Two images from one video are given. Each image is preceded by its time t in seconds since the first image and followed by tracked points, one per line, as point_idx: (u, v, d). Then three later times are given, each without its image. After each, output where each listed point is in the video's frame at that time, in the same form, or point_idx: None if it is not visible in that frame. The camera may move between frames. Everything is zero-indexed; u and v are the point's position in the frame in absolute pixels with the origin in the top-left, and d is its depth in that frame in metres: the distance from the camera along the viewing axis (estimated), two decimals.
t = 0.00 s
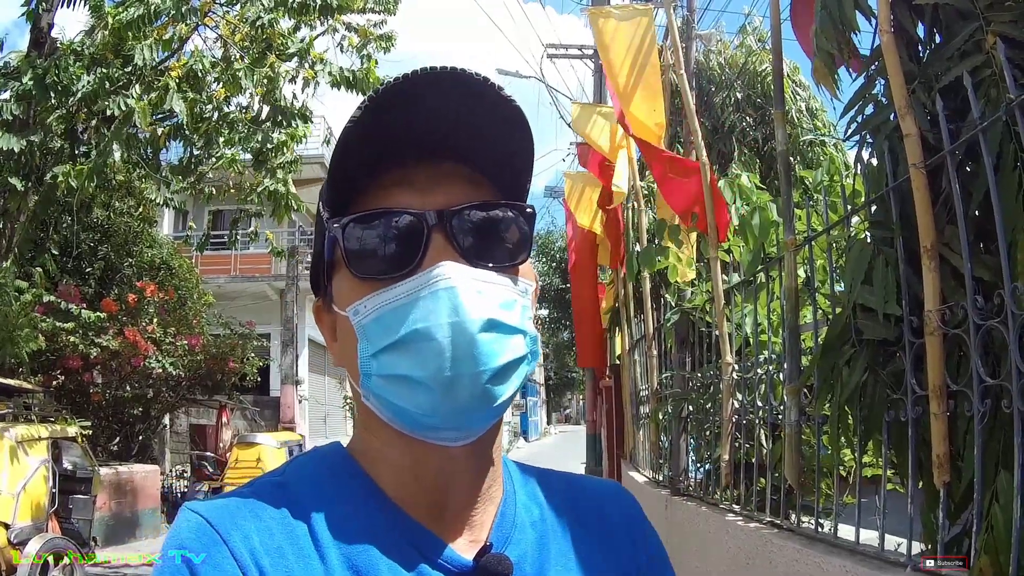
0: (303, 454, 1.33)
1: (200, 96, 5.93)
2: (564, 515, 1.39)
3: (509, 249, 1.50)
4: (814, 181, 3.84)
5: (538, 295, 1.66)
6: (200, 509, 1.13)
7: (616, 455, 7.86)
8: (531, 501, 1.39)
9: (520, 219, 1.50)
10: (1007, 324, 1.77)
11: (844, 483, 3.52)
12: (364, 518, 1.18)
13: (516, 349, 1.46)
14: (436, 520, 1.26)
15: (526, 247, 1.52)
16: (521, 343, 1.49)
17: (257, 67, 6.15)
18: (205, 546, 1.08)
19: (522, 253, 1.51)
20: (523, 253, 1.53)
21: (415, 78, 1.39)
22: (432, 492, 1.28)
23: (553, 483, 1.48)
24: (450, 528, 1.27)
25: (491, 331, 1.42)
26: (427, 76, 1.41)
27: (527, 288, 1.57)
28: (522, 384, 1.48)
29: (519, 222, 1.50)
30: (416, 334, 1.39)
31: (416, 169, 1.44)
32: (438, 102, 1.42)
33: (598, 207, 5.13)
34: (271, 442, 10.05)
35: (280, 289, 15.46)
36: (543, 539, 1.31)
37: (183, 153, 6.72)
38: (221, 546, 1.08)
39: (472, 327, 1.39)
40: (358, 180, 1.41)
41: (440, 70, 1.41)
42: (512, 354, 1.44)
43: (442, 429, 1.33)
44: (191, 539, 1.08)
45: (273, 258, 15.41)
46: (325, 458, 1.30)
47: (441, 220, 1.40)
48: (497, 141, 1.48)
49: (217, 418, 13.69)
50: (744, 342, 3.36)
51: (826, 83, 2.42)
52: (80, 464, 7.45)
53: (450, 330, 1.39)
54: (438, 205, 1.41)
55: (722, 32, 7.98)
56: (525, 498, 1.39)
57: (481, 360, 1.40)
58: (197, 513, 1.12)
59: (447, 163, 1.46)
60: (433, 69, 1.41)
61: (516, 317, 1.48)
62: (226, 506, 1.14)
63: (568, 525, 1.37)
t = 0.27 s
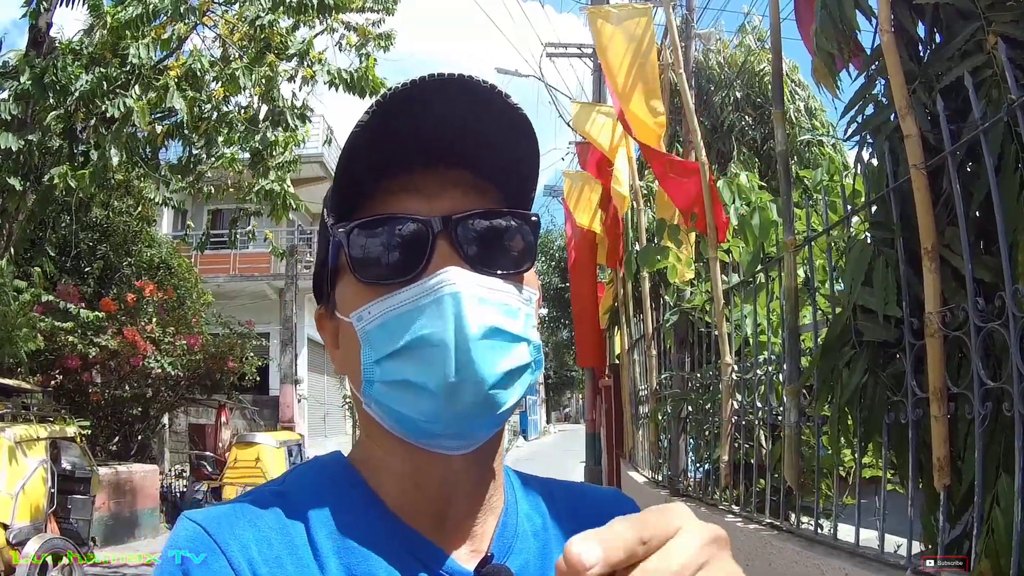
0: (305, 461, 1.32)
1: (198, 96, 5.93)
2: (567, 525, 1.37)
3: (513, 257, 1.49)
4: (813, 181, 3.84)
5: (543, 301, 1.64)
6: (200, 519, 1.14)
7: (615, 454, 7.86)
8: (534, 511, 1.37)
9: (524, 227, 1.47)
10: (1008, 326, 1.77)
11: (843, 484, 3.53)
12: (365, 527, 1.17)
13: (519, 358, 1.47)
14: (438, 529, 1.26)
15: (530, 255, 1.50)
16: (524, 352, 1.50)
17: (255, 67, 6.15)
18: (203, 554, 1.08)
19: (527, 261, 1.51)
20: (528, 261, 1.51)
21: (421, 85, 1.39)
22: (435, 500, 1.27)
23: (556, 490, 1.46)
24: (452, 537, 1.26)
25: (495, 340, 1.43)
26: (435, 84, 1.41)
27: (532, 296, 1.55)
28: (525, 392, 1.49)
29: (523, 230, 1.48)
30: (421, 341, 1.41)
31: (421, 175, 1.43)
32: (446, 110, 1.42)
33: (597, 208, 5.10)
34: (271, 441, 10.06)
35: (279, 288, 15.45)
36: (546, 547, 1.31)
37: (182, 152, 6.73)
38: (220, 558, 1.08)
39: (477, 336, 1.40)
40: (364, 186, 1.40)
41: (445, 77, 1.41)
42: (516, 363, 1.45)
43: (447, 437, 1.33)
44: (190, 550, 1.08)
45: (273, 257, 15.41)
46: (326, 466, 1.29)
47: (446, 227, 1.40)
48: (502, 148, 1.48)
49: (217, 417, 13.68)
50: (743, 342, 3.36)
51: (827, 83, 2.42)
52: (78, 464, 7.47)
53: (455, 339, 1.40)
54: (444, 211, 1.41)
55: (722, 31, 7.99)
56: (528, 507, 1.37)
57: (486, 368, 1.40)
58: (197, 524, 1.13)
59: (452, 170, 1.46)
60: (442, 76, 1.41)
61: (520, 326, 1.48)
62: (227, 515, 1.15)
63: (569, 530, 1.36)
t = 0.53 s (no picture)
0: (315, 447, 1.32)
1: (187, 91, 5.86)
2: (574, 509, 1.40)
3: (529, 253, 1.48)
4: (805, 183, 3.88)
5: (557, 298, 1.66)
6: (211, 504, 1.12)
7: (599, 453, 7.90)
8: (541, 493, 1.40)
9: (541, 222, 1.48)
10: (1008, 326, 1.81)
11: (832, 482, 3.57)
12: (382, 514, 1.18)
13: (534, 355, 1.47)
14: (450, 517, 1.27)
15: (547, 250, 1.50)
16: (539, 349, 1.50)
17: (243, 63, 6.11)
18: (217, 544, 1.07)
19: (544, 256, 1.50)
20: (545, 257, 1.51)
21: (443, 78, 1.37)
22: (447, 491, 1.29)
23: (561, 475, 1.49)
24: (465, 526, 1.28)
25: (512, 337, 1.43)
26: (457, 76, 1.39)
27: (548, 292, 1.55)
28: (539, 389, 1.49)
29: (540, 226, 1.48)
30: (438, 337, 1.40)
31: (438, 170, 1.43)
32: (468, 104, 1.40)
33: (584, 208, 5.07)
34: (253, 439, 9.98)
35: (260, 285, 15.32)
36: (555, 544, 1.31)
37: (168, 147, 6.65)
38: (235, 544, 1.07)
39: (493, 331, 1.40)
40: (381, 178, 1.39)
41: (467, 70, 1.39)
42: (531, 360, 1.45)
43: (461, 431, 1.33)
44: (204, 535, 1.07)
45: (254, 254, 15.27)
46: (337, 451, 1.29)
47: (463, 222, 1.40)
48: (522, 144, 1.46)
49: (198, 414, 13.51)
50: (736, 342, 3.39)
51: (830, 87, 2.45)
52: (64, 461, 7.38)
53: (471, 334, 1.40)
54: (461, 205, 1.41)
55: (708, 32, 8.06)
56: (534, 490, 1.40)
57: (502, 364, 1.40)
58: (209, 508, 1.11)
59: (469, 165, 1.45)
60: (466, 70, 1.39)
61: (535, 322, 1.48)
62: (240, 502, 1.13)
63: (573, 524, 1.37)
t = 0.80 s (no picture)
0: (320, 439, 1.32)
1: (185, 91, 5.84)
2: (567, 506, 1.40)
3: (538, 248, 1.49)
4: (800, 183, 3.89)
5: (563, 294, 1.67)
6: (216, 500, 1.12)
7: (595, 453, 7.90)
8: (535, 493, 1.40)
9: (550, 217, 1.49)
10: (1000, 326, 1.81)
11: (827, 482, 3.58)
12: (388, 510, 1.18)
13: (541, 347, 1.48)
14: (452, 511, 1.27)
15: (556, 246, 1.52)
16: (545, 343, 1.51)
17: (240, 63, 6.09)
18: (223, 539, 1.07)
19: (552, 252, 1.51)
20: (553, 253, 1.52)
21: (457, 72, 1.36)
22: (451, 484, 1.30)
23: (552, 474, 1.49)
24: (469, 521, 1.28)
25: (520, 329, 1.44)
26: (476, 69, 1.38)
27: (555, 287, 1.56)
28: (544, 382, 1.51)
29: (549, 221, 1.49)
30: (445, 327, 1.41)
31: (449, 163, 1.43)
32: (485, 98, 1.40)
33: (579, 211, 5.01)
34: (249, 439, 9.97)
35: (257, 285, 15.30)
36: (548, 539, 1.30)
37: (165, 147, 6.65)
38: (241, 540, 1.07)
39: (501, 323, 1.41)
40: (393, 167, 1.39)
41: (482, 63, 1.38)
42: (539, 353, 1.46)
43: (468, 422, 1.34)
44: (210, 531, 1.07)
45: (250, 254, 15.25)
46: (343, 447, 1.29)
47: (474, 214, 1.41)
48: (534, 139, 1.46)
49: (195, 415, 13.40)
50: (731, 342, 3.40)
51: (819, 87, 2.46)
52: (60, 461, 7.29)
53: (480, 326, 1.41)
54: (471, 198, 1.42)
55: (704, 33, 8.08)
56: (528, 490, 1.40)
57: (510, 356, 1.42)
58: (214, 504, 1.11)
59: (480, 158, 1.45)
60: (481, 64, 1.37)
61: (542, 316, 1.50)
62: (245, 498, 1.13)
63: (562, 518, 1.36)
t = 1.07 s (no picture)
0: (307, 448, 1.32)
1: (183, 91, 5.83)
2: (562, 518, 1.41)
3: (527, 255, 1.49)
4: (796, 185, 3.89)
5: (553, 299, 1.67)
6: (200, 510, 1.12)
7: (591, 454, 7.91)
8: (530, 503, 1.41)
9: (538, 225, 1.50)
10: (993, 329, 1.82)
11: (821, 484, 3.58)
12: (372, 520, 1.19)
13: (530, 353, 1.46)
14: (438, 520, 1.28)
15: (545, 254, 1.51)
16: (533, 348, 1.49)
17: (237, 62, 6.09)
18: (205, 549, 1.06)
19: (541, 258, 1.51)
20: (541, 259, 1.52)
21: (447, 79, 1.38)
22: (437, 492, 1.30)
23: (548, 485, 1.50)
24: (452, 529, 1.29)
25: (508, 333, 1.42)
26: (465, 76, 1.39)
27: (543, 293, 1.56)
28: (532, 388, 1.49)
29: (536, 229, 1.49)
30: (432, 331, 1.39)
31: (438, 169, 1.43)
32: (474, 105, 1.41)
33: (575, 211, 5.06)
34: (246, 439, 9.96)
35: (254, 285, 15.28)
36: (543, 545, 1.33)
37: (162, 148, 6.64)
38: (223, 551, 1.07)
39: (489, 328, 1.39)
40: (381, 173, 1.39)
41: (471, 71, 1.39)
42: (527, 359, 1.44)
43: (455, 429, 1.33)
44: (193, 541, 1.07)
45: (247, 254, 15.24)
46: (329, 457, 1.29)
47: (462, 221, 1.40)
48: (523, 146, 1.47)
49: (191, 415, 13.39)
50: (726, 343, 3.41)
51: (812, 89, 2.47)
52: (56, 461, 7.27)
53: (467, 331, 1.39)
54: (460, 205, 1.42)
55: (701, 33, 8.10)
56: (523, 500, 1.41)
57: (497, 362, 1.39)
58: (198, 514, 1.11)
59: (469, 165, 1.45)
60: (471, 71, 1.39)
61: (530, 321, 1.48)
62: (229, 509, 1.13)
63: (558, 526, 1.39)
